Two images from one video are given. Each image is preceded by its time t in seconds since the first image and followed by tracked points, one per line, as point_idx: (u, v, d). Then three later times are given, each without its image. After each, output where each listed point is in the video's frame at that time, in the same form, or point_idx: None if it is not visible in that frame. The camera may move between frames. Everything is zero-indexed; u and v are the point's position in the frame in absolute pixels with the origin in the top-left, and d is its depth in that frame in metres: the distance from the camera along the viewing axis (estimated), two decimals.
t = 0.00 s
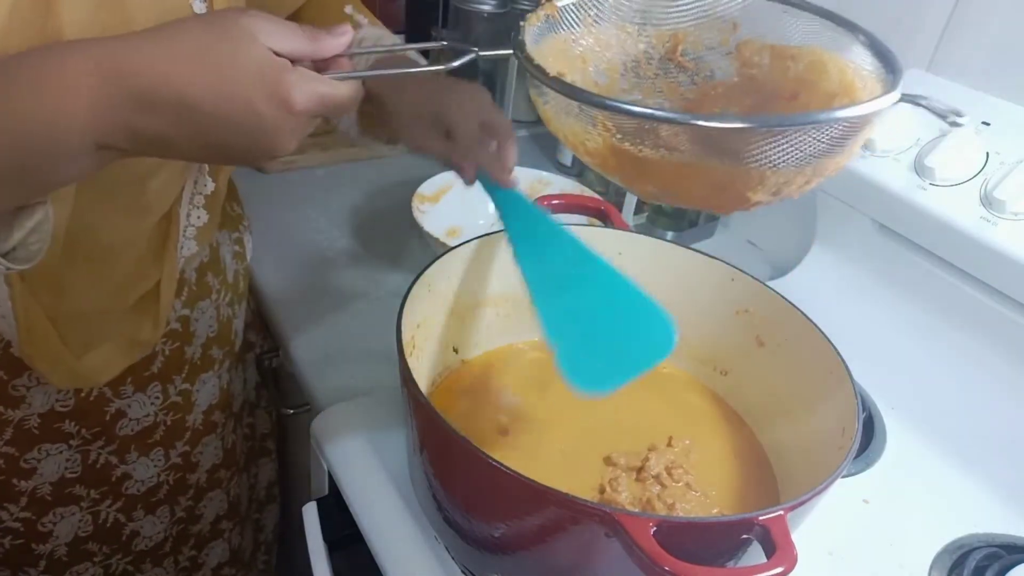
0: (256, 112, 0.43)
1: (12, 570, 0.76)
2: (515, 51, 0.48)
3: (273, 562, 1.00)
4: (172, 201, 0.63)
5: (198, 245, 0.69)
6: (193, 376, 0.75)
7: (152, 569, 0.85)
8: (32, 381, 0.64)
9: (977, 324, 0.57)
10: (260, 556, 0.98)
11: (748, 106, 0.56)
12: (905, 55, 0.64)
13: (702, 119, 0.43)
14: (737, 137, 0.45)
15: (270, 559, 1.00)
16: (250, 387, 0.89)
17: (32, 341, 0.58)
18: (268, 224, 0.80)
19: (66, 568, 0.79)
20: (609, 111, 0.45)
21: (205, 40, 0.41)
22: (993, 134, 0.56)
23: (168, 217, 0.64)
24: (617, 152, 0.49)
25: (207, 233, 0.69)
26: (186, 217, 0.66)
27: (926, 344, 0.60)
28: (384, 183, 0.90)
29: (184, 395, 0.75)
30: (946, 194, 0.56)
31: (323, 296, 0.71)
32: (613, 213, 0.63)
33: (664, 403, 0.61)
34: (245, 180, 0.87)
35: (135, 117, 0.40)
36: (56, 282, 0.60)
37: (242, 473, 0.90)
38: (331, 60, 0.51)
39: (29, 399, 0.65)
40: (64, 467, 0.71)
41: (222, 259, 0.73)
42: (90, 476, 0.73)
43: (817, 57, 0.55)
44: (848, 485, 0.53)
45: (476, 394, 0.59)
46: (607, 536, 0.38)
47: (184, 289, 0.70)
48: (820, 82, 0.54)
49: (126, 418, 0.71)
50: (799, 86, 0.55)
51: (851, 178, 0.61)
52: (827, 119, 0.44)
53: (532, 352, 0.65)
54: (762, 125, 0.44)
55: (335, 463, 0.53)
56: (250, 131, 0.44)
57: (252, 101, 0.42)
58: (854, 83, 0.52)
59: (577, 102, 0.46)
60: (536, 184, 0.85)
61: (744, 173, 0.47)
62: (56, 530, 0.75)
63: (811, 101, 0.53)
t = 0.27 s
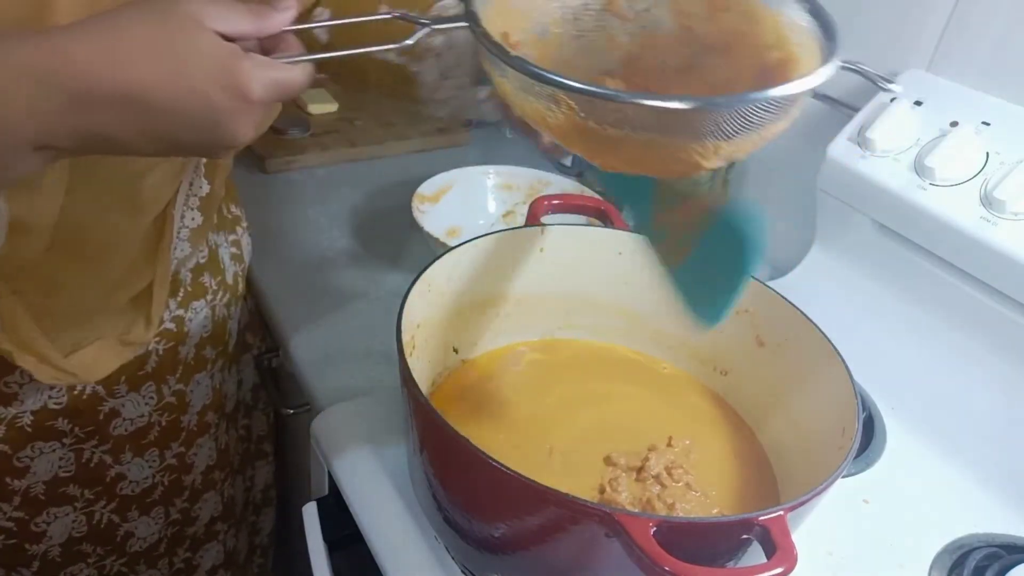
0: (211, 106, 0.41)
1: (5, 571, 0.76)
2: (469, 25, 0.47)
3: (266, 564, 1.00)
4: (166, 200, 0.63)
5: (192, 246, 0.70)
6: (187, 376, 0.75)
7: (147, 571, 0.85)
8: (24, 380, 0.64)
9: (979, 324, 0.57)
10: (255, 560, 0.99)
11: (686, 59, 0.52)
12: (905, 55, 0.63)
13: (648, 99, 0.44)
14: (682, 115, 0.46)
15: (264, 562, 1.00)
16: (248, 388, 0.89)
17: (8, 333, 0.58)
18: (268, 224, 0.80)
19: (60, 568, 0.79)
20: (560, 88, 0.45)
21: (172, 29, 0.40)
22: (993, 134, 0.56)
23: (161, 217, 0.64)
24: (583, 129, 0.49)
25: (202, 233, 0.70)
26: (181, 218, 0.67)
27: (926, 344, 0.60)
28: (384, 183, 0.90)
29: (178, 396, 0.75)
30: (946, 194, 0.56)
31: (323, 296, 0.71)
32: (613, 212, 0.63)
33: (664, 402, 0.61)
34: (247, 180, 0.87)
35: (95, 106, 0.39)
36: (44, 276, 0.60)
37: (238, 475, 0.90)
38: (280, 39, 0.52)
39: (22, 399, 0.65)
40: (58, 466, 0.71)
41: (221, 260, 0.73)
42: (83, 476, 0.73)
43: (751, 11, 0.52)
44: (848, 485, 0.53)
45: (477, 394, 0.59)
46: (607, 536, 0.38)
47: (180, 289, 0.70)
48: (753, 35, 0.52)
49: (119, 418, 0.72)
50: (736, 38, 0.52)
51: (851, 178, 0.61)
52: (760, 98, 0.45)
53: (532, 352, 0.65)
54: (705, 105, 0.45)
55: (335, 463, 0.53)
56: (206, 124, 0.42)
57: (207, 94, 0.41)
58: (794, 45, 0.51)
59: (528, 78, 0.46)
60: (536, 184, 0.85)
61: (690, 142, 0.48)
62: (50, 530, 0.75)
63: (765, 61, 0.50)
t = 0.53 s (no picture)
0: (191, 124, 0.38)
1: None
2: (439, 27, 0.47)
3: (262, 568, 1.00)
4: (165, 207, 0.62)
5: (191, 252, 0.69)
6: (182, 377, 0.75)
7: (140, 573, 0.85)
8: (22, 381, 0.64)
9: (978, 324, 0.57)
10: (251, 563, 0.98)
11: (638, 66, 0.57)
12: (906, 55, 0.63)
13: (610, 102, 0.43)
14: (645, 120, 0.45)
15: (260, 565, 1.00)
16: (248, 390, 0.88)
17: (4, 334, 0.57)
18: (268, 224, 0.80)
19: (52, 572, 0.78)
20: (526, 91, 0.44)
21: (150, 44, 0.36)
22: (992, 134, 0.56)
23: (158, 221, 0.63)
24: (554, 134, 0.47)
25: (201, 240, 0.69)
26: (181, 223, 0.66)
27: (925, 344, 0.60)
28: (384, 183, 0.90)
29: (172, 396, 0.75)
30: (946, 194, 0.56)
31: (323, 296, 0.70)
32: (613, 212, 0.63)
33: (664, 403, 0.61)
34: (247, 179, 0.87)
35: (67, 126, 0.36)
36: (34, 271, 0.59)
37: (235, 478, 0.89)
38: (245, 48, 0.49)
39: (18, 400, 0.65)
40: (52, 468, 0.71)
41: (223, 263, 0.73)
42: (77, 476, 0.73)
43: (705, 1, 0.55)
44: (849, 485, 0.53)
45: (476, 394, 0.59)
46: (607, 536, 0.38)
47: (179, 291, 0.70)
48: (709, 28, 0.56)
49: (114, 419, 0.71)
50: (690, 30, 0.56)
51: (851, 179, 0.61)
52: (720, 102, 0.45)
53: (532, 353, 0.65)
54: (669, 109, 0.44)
55: (334, 463, 0.53)
56: (191, 142, 0.39)
57: (187, 115, 0.37)
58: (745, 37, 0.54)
59: (497, 80, 0.45)
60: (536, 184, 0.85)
61: (654, 148, 0.48)
62: (43, 534, 0.74)
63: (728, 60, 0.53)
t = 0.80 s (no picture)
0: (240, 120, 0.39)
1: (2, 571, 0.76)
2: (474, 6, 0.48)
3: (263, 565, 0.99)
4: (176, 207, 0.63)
5: (201, 253, 0.69)
6: (189, 376, 0.75)
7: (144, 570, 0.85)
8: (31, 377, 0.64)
9: (978, 324, 0.57)
10: (253, 560, 0.98)
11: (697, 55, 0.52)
12: (905, 56, 0.63)
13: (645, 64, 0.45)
14: (683, 78, 0.46)
15: (261, 563, 1.00)
16: (254, 390, 0.87)
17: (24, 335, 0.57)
18: (268, 224, 0.80)
19: (57, 566, 0.78)
20: (565, 61, 0.46)
21: (180, 52, 0.36)
22: (992, 134, 0.56)
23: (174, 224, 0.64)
24: (598, 102, 0.49)
25: (211, 240, 0.69)
26: (192, 224, 0.66)
27: (925, 344, 0.60)
28: (384, 183, 0.90)
29: (180, 396, 0.75)
30: (946, 195, 0.56)
31: (323, 296, 0.71)
32: (613, 212, 0.63)
33: (664, 403, 0.61)
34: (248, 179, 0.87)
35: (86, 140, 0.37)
36: (48, 272, 0.60)
37: (240, 476, 0.89)
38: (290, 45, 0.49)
39: (24, 395, 0.65)
40: (58, 464, 0.71)
41: (230, 264, 0.73)
42: (82, 472, 0.73)
43: None
44: (848, 485, 0.53)
45: (476, 394, 0.59)
46: (607, 536, 0.38)
47: (187, 292, 0.70)
48: None
49: (121, 417, 0.72)
50: None
51: (852, 179, 0.61)
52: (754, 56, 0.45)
53: (532, 353, 0.65)
54: (702, 66, 0.45)
55: (335, 463, 0.53)
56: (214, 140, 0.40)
57: (241, 113, 0.39)
58: None
59: (535, 53, 0.47)
60: (536, 184, 0.85)
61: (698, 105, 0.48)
62: (47, 529, 0.75)
63: (759, 11, 0.51)
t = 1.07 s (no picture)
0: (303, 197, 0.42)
1: (9, 563, 0.76)
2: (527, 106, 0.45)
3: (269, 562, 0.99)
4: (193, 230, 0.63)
5: (212, 253, 0.68)
6: (196, 377, 0.75)
7: (151, 565, 0.85)
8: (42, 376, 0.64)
9: (978, 325, 0.57)
10: (258, 556, 0.98)
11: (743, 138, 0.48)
12: (905, 55, 0.63)
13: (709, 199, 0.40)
14: (751, 221, 0.41)
15: (267, 560, 1.00)
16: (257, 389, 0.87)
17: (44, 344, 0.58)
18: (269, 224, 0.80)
19: (63, 557, 0.78)
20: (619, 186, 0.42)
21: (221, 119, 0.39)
22: (992, 134, 0.56)
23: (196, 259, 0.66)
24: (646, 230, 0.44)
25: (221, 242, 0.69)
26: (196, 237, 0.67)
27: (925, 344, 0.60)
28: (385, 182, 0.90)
29: (188, 397, 0.75)
30: (946, 194, 0.56)
31: (324, 296, 0.71)
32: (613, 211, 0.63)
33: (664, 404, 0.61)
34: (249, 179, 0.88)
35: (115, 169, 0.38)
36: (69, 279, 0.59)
37: (246, 476, 0.89)
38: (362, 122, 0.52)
39: (34, 393, 0.65)
40: (66, 460, 0.71)
41: (234, 264, 0.72)
42: (91, 469, 0.73)
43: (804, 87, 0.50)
44: (847, 485, 0.53)
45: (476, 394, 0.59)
46: (607, 536, 0.38)
47: (196, 294, 0.70)
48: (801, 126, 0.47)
49: (130, 417, 0.71)
50: (782, 117, 0.48)
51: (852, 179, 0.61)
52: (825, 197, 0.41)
53: (533, 352, 0.65)
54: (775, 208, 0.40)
55: (337, 463, 0.53)
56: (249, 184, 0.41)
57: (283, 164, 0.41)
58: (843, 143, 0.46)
59: (587, 171, 0.43)
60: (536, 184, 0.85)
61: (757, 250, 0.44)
62: (55, 521, 0.75)
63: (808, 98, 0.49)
